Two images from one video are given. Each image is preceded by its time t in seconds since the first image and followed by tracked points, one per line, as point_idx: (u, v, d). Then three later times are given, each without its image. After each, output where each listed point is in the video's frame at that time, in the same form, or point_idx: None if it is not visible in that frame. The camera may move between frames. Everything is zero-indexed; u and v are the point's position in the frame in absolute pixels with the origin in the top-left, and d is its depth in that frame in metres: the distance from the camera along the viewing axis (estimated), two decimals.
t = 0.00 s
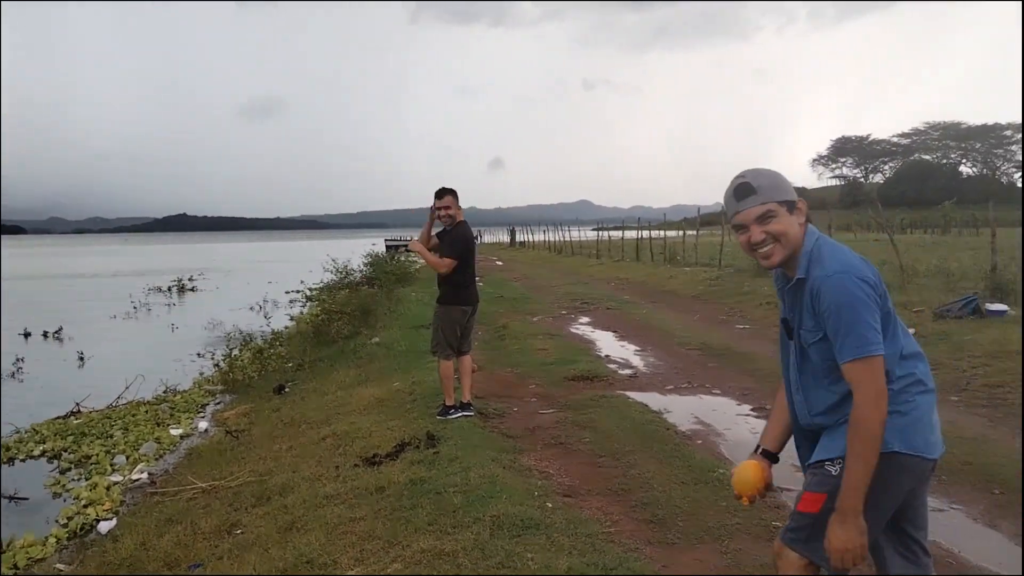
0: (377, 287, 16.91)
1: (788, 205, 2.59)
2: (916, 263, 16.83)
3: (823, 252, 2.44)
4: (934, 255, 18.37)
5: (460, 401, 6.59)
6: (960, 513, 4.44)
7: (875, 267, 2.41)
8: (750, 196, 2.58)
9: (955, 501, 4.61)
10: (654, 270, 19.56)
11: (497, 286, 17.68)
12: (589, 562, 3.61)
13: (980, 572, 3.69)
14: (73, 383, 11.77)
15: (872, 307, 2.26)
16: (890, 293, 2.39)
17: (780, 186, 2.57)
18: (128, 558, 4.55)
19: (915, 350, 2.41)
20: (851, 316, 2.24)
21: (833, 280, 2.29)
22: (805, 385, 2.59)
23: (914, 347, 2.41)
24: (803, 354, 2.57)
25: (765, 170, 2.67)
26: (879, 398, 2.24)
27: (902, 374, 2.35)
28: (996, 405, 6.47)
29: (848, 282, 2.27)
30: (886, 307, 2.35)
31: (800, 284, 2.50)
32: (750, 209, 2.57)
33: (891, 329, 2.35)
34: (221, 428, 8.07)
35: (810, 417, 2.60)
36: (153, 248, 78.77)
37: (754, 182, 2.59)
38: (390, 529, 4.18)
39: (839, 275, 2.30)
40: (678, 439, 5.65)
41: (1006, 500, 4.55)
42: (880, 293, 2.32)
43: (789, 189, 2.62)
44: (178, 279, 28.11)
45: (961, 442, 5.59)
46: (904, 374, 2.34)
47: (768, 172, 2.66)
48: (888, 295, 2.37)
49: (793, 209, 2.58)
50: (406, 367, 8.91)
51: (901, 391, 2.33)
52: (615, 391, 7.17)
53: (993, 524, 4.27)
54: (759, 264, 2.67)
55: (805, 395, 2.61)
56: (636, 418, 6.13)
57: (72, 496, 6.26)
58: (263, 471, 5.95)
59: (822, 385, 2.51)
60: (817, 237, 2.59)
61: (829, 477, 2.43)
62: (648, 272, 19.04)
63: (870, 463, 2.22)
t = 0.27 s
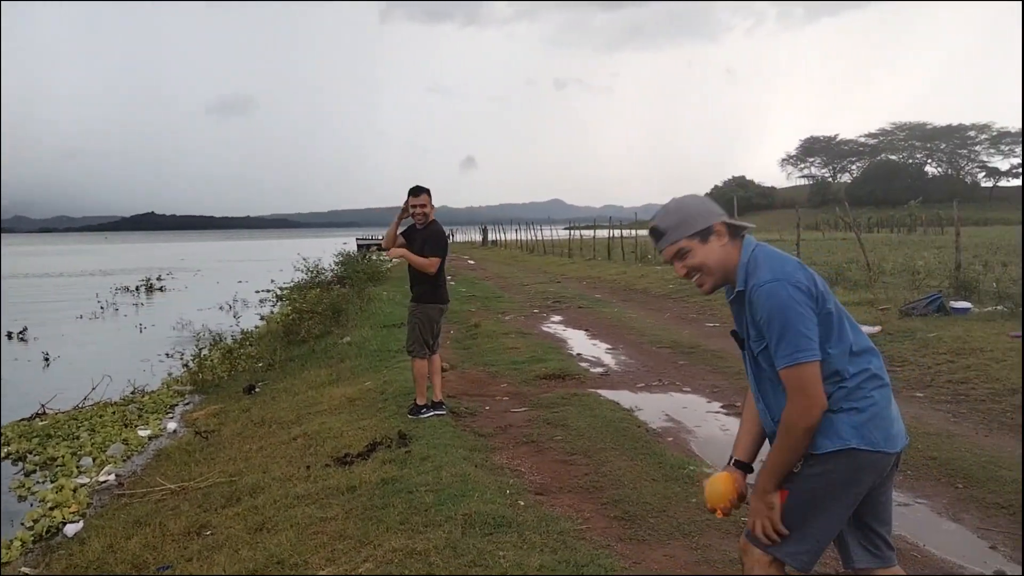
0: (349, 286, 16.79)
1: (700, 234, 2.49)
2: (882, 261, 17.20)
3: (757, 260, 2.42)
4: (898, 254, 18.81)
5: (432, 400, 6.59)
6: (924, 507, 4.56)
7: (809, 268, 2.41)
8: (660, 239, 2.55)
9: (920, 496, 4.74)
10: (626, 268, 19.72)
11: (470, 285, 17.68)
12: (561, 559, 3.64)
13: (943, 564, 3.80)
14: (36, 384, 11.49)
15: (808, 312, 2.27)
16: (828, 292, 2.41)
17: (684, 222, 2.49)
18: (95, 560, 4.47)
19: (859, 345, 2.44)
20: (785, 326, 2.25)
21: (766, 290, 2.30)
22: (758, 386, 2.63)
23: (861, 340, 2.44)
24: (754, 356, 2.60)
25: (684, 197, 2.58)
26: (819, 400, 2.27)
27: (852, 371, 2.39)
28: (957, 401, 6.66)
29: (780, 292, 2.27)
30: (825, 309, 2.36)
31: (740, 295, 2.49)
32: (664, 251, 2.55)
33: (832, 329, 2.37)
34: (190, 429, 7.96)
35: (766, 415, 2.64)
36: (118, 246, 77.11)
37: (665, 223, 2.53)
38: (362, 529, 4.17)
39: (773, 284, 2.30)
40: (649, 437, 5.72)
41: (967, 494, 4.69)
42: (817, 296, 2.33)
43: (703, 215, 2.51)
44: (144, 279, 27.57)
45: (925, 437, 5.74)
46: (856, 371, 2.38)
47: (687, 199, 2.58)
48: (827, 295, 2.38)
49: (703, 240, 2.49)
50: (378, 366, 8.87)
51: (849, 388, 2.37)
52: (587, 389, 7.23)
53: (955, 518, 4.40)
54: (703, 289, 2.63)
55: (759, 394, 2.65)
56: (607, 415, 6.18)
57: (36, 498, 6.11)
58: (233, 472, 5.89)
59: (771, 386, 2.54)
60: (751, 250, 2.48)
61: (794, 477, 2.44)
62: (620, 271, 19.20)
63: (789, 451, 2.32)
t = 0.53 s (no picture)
0: (335, 285, 16.75)
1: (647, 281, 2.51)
2: (866, 260, 17.38)
3: (709, 276, 2.43)
4: (881, 253, 19.03)
5: (417, 399, 6.59)
6: (906, 503, 4.63)
7: (764, 274, 2.42)
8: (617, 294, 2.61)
9: (902, 492, 4.80)
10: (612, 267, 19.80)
11: (456, 284, 17.68)
12: (546, 557, 3.67)
13: (925, 560, 3.86)
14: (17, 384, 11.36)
15: (767, 322, 2.29)
16: (788, 294, 2.42)
17: (628, 277, 2.51)
18: (78, 561, 4.44)
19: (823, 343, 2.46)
20: (744, 340, 2.27)
21: (721, 307, 2.31)
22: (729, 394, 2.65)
23: (824, 337, 2.47)
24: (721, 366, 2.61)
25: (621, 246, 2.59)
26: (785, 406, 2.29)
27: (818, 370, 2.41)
28: (938, 398, 6.76)
29: (735, 306, 2.28)
30: (784, 314, 2.37)
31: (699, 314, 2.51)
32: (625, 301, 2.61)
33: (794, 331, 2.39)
34: (175, 429, 7.91)
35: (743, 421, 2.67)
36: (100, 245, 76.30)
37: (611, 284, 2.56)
38: (347, 528, 4.17)
39: (729, 298, 2.31)
40: (633, 434, 5.76)
41: (948, 491, 4.77)
42: (775, 303, 2.34)
43: (644, 262, 2.51)
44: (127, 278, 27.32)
45: (907, 434, 5.82)
46: (823, 370, 2.41)
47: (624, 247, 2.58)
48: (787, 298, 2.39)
49: (651, 287, 2.51)
50: (364, 365, 8.86)
51: (818, 389, 2.39)
52: (572, 387, 7.26)
53: (937, 514, 4.46)
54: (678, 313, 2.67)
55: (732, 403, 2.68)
56: (592, 413, 6.22)
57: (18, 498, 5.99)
58: (218, 471, 5.86)
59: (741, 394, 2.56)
60: (702, 274, 2.47)
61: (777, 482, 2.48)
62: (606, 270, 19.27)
63: (761, 460, 2.35)
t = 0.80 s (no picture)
0: (327, 284, 16.70)
1: (632, 255, 2.57)
2: (857, 258, 17.46)
3: (695, 261, 2.45)
4: (872, 251, 19.12)
5: (410, 397, 6.59)
6: (897, 500, 4.67)
7: (751, 263, 2.42)
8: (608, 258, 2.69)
9: (894, 489, 4.84)
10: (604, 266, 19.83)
11: (449, 283, 17.65)
12: (538, 554, 3.69)
13: (916, 556, 3.89)
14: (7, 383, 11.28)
15: (747, 311, 2.31)
16: (774, 284, 2.42)
17: (615, 249, 2.57)
18: (69, 561, 4.42)
19: (806, 336, 2.47)
20: (723, 326, 2.30)
21: (704, 293, 2.33)
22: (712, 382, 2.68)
23: (808, 330, 2.47)
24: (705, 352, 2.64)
25: (623, 212, 2.61)
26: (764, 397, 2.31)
27: (799, 361, 2.43)
28: (929, 395, 6.81)
29: (717, 292, 2.31)
30: (766, 304, 2.38)
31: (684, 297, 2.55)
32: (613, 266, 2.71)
33: (776, 322, 2.40)
34: (167, 428, 7.88)
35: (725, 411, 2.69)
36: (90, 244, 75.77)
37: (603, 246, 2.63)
38: (340, 527, 4.17)
39: (712, 285, 2.34)
40: (626, 432, 5.78)
41: (939, 487, 4.81)
42: (757, 292, 2.36)
43: (633, 236, 2.54)
44: (118, 277, 27.16)
45: (898, 431, 5.86)
46: (804, 362, 2.43)
47: (626, 215, 2.60)
48: (771, 289, 2.40)
49: (634, 264, 2.58)
50: (356, 364, 8.85)
51: (797, 381, 2.41)
52: (565, 385, 7.28)
53: (927, 510, 4.50)
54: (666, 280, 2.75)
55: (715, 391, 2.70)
56: (585, 411, 6.24)
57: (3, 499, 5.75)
58: (210, 470, 5.85)
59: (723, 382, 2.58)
60: (689, 258, 2.50)
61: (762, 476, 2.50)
62: (599, 268, 19.29)
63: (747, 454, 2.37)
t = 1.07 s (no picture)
0: (324, 282, 16.69)
1: (671, 191, 2.54)
2: (854, 256, 17.50)
3: (726, 229, 2.42)
4: (868, 249, 19.15)
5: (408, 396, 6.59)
6: (893, 497, 4.68)
7: (781, 248, 2.36)
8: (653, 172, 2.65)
9: (890, 486, 4.86)
10: (601, 264, 19.84)
11: (446, 281, 17.64)
12: (535, 552, 3.70)
13: (913, 553, 3.91)
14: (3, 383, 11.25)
15: (756, 296, 2.28)
16: (795, 275, 2.37)
17: (658, 174, 2.53)
18: (66, 559, 4.42)
19: (814, 334, 2.42)
20: (730, 302, 2.28)
21: (722, 264, 2.31)
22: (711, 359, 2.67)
23: (815, 330, 2.42)
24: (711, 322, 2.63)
25: (690, 138, 2.48)
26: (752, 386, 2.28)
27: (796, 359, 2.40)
28: (925, 393, 6.83)
29: (735, 267, 2.29)
30: (779, 293, 2.34)
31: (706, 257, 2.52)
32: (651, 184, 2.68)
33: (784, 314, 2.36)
34: (163, 426, 7.87)
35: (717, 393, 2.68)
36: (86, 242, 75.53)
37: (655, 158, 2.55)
38: (337, 525, 4.17)
39: (731, 259, 2.31)
40: (623, 430, 5.78)
41: (935, 484, 4.83)
42: (775, 278, 2.33)
43: (682, 175, 2.47)
44: (114, 276, 27.08)
45: (895, 428, 5.88)
46: (802, 360, 2.40)
47: (689, 142, 2.47)
48: (789, 278, 2.35)
49: (670, 196, 2.53)
50: (353, 362, 8.84)
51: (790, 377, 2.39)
52: (562, 383, 7.28)
53: (924, 507, 4.52)
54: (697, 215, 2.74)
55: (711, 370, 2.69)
56: (582, 409, 6.24)
57: None
58: (207, 469, 5.84)
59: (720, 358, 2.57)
60: (720, 223, 2.47)
61: (743, 472, 2.48)
62: (595, 266, 19.31)
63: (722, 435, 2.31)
